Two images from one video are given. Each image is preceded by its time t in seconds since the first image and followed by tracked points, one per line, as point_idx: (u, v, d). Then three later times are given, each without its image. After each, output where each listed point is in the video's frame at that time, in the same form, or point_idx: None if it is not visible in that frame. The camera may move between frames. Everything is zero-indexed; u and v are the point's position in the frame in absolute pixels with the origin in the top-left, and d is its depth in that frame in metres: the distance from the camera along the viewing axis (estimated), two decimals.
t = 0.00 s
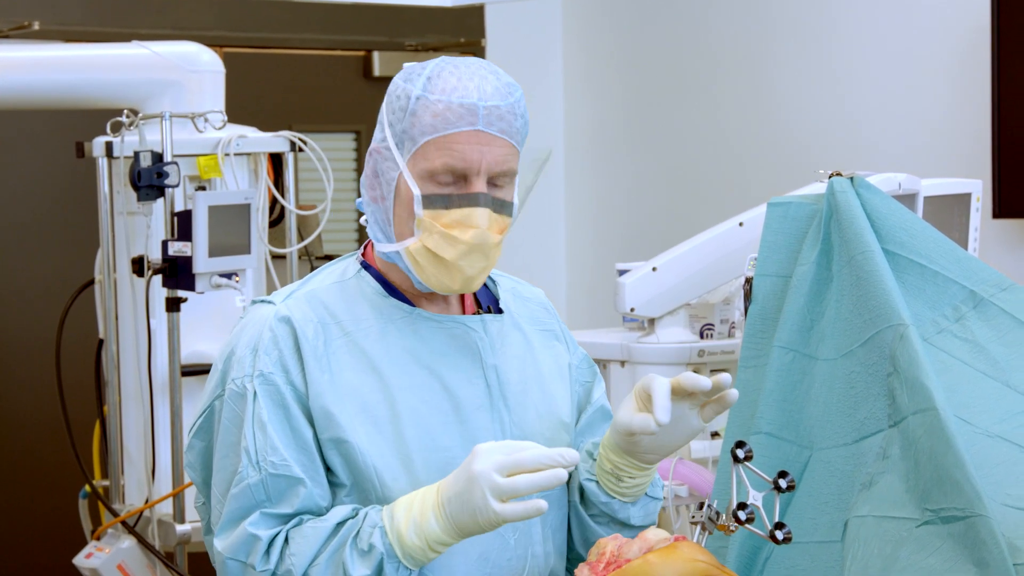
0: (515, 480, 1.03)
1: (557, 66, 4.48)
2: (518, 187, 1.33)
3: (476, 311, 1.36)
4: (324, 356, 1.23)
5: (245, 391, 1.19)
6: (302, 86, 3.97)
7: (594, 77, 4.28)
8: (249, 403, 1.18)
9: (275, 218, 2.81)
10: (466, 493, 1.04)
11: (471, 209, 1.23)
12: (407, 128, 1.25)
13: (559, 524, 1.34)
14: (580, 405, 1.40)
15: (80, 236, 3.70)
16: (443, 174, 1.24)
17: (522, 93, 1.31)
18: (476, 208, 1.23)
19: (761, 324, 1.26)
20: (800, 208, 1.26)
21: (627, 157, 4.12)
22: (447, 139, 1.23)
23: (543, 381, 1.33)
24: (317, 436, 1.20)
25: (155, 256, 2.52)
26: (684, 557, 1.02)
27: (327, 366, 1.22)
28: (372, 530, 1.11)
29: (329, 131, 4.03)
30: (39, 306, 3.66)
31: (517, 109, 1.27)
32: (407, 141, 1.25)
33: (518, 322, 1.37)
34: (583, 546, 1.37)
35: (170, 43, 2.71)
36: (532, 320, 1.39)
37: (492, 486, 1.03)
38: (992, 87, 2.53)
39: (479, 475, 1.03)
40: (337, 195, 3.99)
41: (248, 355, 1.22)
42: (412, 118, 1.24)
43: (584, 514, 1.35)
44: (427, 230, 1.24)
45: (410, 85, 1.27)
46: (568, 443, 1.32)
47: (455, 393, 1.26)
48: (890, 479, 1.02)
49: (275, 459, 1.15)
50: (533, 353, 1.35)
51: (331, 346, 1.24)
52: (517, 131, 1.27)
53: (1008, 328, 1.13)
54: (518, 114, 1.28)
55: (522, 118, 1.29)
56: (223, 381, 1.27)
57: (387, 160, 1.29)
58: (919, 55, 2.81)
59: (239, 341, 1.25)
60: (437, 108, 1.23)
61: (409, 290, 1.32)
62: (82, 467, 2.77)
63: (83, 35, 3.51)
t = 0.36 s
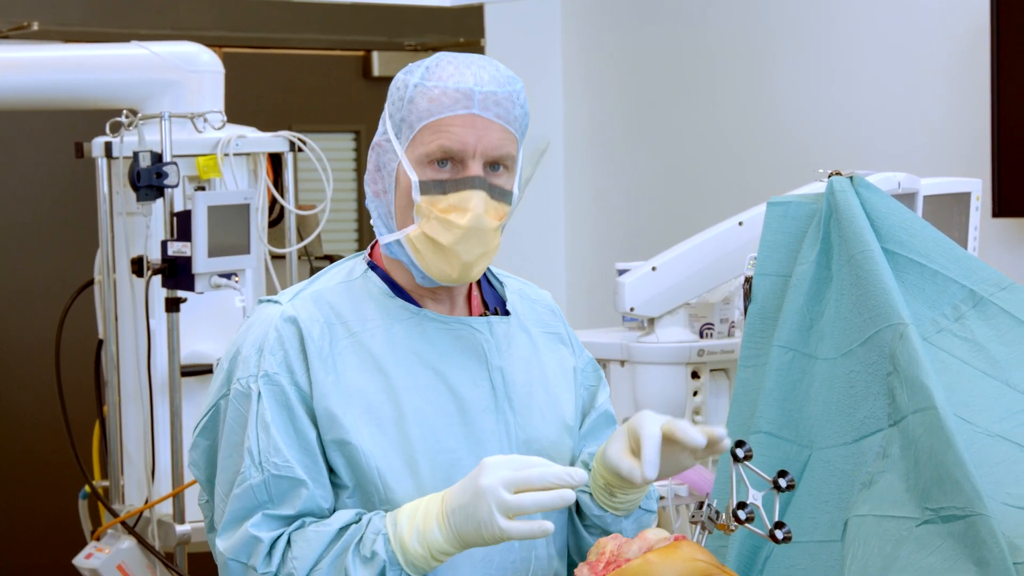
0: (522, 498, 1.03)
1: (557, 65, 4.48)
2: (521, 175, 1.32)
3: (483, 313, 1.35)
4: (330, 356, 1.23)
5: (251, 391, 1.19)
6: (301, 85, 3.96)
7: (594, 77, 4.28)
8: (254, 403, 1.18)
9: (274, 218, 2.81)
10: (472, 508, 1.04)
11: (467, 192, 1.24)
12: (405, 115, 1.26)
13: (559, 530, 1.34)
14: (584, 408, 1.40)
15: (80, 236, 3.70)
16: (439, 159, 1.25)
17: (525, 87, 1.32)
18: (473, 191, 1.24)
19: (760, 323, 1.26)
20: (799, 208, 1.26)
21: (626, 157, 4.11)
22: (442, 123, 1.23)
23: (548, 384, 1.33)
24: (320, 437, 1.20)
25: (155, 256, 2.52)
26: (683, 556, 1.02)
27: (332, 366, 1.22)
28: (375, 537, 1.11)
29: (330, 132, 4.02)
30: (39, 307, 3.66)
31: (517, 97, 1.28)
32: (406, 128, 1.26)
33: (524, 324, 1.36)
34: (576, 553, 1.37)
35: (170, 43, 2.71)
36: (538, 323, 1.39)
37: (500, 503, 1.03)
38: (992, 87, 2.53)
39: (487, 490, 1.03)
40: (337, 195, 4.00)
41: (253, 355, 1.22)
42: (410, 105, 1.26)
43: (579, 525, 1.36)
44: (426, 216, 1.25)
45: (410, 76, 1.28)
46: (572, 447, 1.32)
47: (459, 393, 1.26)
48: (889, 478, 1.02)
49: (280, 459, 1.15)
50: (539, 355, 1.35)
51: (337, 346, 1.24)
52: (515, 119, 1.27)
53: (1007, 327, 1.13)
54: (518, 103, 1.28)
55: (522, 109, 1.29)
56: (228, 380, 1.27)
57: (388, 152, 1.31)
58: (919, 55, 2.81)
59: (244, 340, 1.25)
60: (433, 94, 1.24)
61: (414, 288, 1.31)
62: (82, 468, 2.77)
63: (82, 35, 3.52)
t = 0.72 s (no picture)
0: (547, 507, 1.01)
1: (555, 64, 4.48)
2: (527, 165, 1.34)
3: (487, 312, 1.35)
4: (337, 352, 1.23)
5: (260, 384, 1.19)
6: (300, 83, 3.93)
7: (592, 75, 4.28)
8: (264, 395, 1.18)
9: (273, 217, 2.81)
10: (497, 517, 1.02)
11: (480, 175, 1.24)
12: (413, 105, 1.26)
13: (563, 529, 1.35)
14: (585, 408, 1.40)
15: (78, 234, 3.70)
16: (450, 146, 1.25)
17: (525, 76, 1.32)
18: (486, 174, 1.24)
19: (758, 321, 1.26)
20: (799, 206, 1.26)
21: (625, 155, 4.11)
22: (452, 111, 1.24)
23: (551, 382, 1.33)
24: (328, 431, 1.20)
25: (153, 254, 2.52)
26: (682, 555, 1.02)
27: (340, 362, 1.22)
28: (391, 537, 1.10)
29: (330, 130, 3.97)
30: (37, 307, 3.66)
31: (521, 85, 1.28)
32: (414, 118, 1.26)
33: (527, 324, 1.36)
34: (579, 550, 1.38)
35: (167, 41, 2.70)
36: (541, 323, 1.39)
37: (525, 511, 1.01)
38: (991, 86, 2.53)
39: (513, 497, 1.02)
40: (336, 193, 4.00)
41: (262, 348, 1.22)
42: (417, 95, 1.25)
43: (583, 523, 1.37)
44: (438, 203, 1.27)
45: (413, 67, 1.28)
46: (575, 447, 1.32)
47: (465, 390, 1.26)
48: (888, 477, 1.02)
49: (293, 450, 1.15)
50: (542, 354, 1.35)
51: (343, 342, 1.24)
52: (521, 105, 1.28)
53: (1007, 325, 1.14)
54: (522, 91, 1.29)
55: (526, 97, 1.30)
56: (235, 375, 1.27)
57: (396, 145, 1.30)
58: (918, 53, 2.81)
59: (250, 335, 1.25)
60: (441, 82, 1.24)
61: (421, 283, 1.32)
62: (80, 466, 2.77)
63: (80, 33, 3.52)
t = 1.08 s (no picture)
0: (520, 429, 1.05)
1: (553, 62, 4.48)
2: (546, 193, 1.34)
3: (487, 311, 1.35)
4: (339, 348, 1.23)
5: (261, 377, 1.18)
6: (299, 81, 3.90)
7: (590, 73, 4.28)
8: (266, 387, 1.17)
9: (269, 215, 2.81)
10: (472, 444, 1.06)
11: (501, 210, 1.24)
12: (444, 123, 1.26)
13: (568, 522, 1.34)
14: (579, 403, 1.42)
15: (74, 233, 3.69)
16: (475, 172, 1.25)
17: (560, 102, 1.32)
18: (507, 210, 1.24)
19: (755, 320, 1.26)
20: (795, 204, 1.26)
21: (622, 153, 4.11)
22: (484, 137, 1.23)
23: (550, 379, 1.34)
24: (330, 427, 1.20)
25: (150, 252, 2.52)
26: (678, 553, 1.02)
27: (341, 358, 1.22)
28: (379, 497, 1.10)
29: (322, 128, 3.94)
30: (33, 304, 3.65)
31: (555, 116, 1.29)
32: (444, 137, 1.26)
33: (525, 323, 1.37)
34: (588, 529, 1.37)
35: (164, 38, 2.69)
36: (538, 321, 1.39)
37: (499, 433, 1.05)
38: (988, 84, 2.53)
39: (487, 426, 1.05)
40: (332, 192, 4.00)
41: (262, 342, 1.21)
42: (451, 114, 1.25)
43: (590, 502, 1.35)
44: (454, 226, 1.25)
45: (452, 82, 1.28)
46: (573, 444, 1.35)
47: (465, 388, 1.27)
48: (884, 475, 1.02)
49: (294, 442, 1.14)
50: (541, 352, 1.36)
51: (345, 338, 1.24)
52: (553, 138, 1.28)
53: (1003, 324, 1.14)
54: (556, 122, 1.29)
55: (558, 126, 1.30)
56: (236, 370, 1.26)
57: (420, 153, 1.29)
58: (916, 52, 2.81)
59: (252, 330, 1.24)
60: (478, 107, 1.24)
61: (423, 286, 1.31)
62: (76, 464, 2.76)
63: (76, 31, 3.52)
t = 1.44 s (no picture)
0: (536, 496, 1.04)
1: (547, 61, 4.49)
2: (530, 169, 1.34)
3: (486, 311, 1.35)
4: (337, 349, 1.23)
5: (257, 380, 1.18)
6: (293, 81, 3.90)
7: (585, 72, 4.28)
8: (261, 393, 1.17)
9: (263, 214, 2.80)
10: (484, 502, 1.05)
11: (485, 183, 1.24)
12: (418, 109, 1.27)
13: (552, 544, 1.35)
14: (580, 408, 1.41)
15: (68, 232, 3.69)
16: (455, 151, 1.25)
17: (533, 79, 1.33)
18: (491, 181, 1.24)
19: (750, 318, 1.26)
20: (789, 203, 1.26)
21: (617, 153, 4.11)
22: (458, 116, 1.24)
23: (550, 382, 1.33)
24: (324, 429, 1.19)
25: (144, 251, 2.51)
26: (673, 552, 1.02)
27: (338, 360, 1.22)
28: (380, 529, 1.11)
29: (314, 127, 3.94)
30: (28, 304, 3.65)
31: (527, 89, 1.28)
32: (420, 123, 1.27)
33: (525, 324, 1.36)
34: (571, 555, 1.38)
35: (158, 38, 2.69)
36: (539, 324, 1.39)
37: (515, 500, 1.04)
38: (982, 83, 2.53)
39: (501, 486, 1.04)
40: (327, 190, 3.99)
41: (260, 345, 1.21)
42: (424, 99, 1.26)
43: (572, 529, 1.36)
44: (441, 209, 1.26)
45: (421, 70, 1.29)
46: (569, 446, 1.32)
47: (462, 387, 1.26)
48: (879, 474, 1.02)
49: (286, 449, 1.14)
50: (539, 355, 1.35)
51: (343, 340, 1.24)
52: (528, 110, 1.28)
53: (998, 322, 1.14)
54: (529, 95, 1.29)
55: (532, 100, 1.30)
56: (233, 370, 1.26)
57: (399, 146, 1.31)
58: (910, 50, 2.81)
59: (249, 331, 1.25)
60: (447, 87, 1.24)
61: (422, 283, 1.32)
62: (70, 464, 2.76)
63: (70, 30, 3.52)
